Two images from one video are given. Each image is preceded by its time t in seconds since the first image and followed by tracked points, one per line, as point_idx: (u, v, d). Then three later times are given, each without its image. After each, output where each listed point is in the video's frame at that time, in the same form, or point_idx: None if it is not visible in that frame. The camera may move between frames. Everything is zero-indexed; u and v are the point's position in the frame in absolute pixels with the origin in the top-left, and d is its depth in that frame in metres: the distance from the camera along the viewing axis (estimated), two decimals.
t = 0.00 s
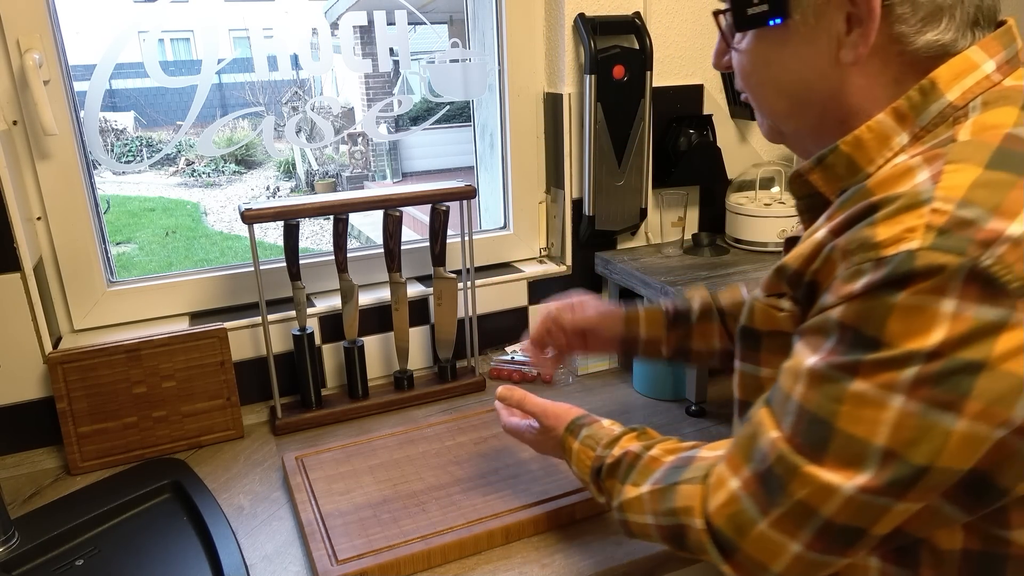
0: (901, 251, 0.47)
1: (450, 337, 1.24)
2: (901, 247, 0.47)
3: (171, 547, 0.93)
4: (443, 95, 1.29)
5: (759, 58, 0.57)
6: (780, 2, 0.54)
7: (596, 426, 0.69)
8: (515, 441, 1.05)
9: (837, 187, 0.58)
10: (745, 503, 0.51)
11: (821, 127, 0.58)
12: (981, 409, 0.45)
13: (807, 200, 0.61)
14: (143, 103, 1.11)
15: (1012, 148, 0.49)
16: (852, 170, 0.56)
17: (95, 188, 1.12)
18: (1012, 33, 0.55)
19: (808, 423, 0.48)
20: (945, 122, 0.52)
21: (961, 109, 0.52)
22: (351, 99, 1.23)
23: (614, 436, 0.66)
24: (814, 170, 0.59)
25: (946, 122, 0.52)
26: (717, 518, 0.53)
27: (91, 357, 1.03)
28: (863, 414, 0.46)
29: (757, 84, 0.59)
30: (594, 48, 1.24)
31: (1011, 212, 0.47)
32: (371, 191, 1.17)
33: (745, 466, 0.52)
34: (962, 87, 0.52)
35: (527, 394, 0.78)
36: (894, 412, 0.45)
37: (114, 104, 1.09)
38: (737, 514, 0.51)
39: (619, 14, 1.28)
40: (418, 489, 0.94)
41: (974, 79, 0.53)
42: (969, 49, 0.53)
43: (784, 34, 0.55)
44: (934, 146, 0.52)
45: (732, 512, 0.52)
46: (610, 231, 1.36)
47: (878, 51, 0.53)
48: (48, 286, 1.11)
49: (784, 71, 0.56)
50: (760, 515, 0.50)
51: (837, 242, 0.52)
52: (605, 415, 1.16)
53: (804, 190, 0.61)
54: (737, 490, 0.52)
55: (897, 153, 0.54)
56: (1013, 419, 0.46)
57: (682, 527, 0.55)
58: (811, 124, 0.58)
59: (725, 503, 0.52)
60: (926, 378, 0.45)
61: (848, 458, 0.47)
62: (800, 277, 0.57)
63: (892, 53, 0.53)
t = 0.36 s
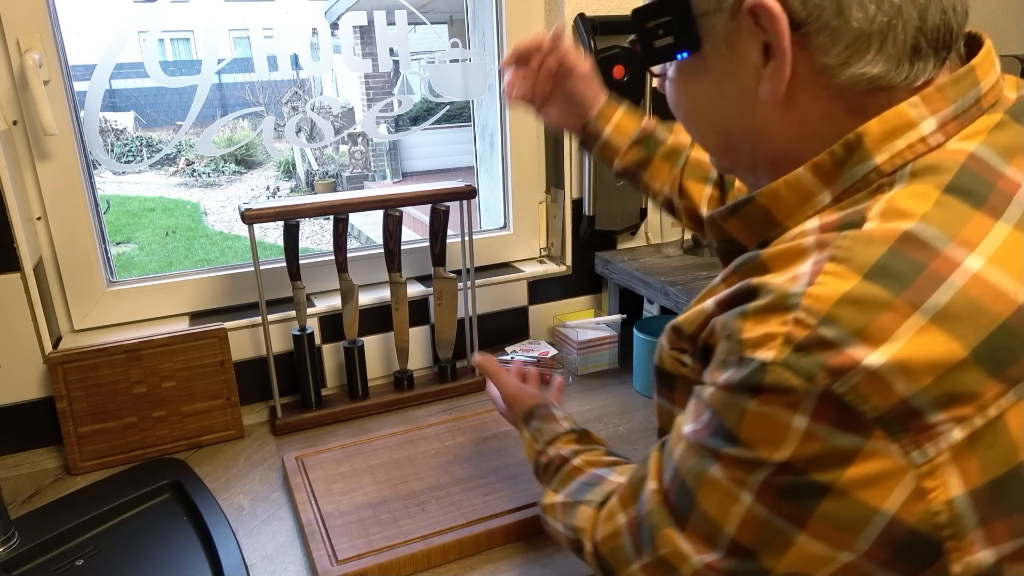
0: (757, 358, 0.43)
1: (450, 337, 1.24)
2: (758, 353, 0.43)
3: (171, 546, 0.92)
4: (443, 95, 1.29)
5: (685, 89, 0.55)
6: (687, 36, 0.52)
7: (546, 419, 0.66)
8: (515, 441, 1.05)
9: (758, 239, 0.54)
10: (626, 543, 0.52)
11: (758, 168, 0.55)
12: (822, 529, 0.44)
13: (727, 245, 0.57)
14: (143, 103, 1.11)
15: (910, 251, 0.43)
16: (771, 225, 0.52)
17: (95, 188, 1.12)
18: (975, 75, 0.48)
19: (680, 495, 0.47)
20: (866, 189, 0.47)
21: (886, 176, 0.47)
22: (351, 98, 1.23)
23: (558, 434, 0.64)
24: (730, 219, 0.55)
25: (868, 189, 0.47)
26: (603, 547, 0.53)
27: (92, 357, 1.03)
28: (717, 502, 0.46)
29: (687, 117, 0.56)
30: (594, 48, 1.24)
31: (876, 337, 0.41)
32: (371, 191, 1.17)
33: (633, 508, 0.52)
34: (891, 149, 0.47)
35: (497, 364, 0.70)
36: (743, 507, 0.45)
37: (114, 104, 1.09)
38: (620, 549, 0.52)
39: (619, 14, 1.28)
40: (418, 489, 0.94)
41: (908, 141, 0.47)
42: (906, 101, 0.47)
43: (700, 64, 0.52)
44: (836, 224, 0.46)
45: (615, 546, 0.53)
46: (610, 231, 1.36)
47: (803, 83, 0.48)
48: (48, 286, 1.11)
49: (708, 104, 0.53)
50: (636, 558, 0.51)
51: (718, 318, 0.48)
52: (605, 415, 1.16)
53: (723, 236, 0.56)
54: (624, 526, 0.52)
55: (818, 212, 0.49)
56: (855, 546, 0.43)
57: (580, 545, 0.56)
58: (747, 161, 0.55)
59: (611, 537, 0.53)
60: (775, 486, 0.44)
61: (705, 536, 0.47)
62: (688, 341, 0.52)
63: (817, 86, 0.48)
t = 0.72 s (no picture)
0: (705, 304, 0.43)
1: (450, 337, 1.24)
2: (706, 299, 0.44)
3: (170, 546, 0.92)
4: (443, 95, 1.29)
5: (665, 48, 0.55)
6: None
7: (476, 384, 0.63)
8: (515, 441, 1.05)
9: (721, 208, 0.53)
10: (539, 507, 0.52)
11: (731, 133, 0.55)
12: (757, 495, 0.44)
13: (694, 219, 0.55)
14: (143, 103, 1.11)
15: (875, 204, 0.43)
16: (737, 193, 0.51)
17: (95, 188, 1.12)
18: (952, 49, 0.49)
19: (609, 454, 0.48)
20: (837, 156, 0.47)
21: (857, 142, 0.46)
22: (351, 98, 1.23)
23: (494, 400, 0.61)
24: (700, 188, 0.53)
25: (838, 156, 0.47)
26: (513, 509, 0.54)
27: (92, 357, 1.03)
28: (649, 461, 0.46)
29: (663, 77, 0.56)
30: (594, 48, 1.24)
31: (832, 284, 0.42)
32: (371, 191, 1.17)
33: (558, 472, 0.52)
34: (864, 114, 0.46)
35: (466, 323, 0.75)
36: (675, 470, 0.45)
37: (114, 104, 1.09)
38: (529, 513, 0.53)
39: (619, 14, 1.28)
40: (417, 489, 0.94)
41: (882, 106, 0.46)
42: (882, 67, 0.47)
43: (680, 18, 0.52)
44: (802, 185, 0.46)
45: (524, 510, 0.53)
46: (610, 231, 1.36)
47: (777, 40, 0.48)
48: (48, 286, 1.11)
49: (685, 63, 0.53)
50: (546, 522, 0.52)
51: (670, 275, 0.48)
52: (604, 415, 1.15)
53: (693, 209, 0.55)
54: (541, 489, 0.53)
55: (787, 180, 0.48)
56: (788, 513, 0.44)
57: (492, 503, 0.56)
58: (717, 127, 0.55)
59: (527, 498, 0.53)
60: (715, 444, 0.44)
61: (627, 501, 0.47)
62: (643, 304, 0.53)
63: (791, 45, 0.48)
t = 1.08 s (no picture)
0: (776, 266, 0.42)
1: (450, 337, 1.24)
2: (774, 262, 0.42)
3: (170, 546, 0.92)
4: (443, 95, 1.29)
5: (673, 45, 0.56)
6: None
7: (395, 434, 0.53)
8: (515, 440, 1.05)
9: (743, 183, 0.54)
10: (613, 548, 0.45)
11: (739, 117, 0.56)
12: (862, 453, 0.40)
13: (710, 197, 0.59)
14: (143, 103, 1.11)
15: (909, 158, 0.44)
16: (756, 167, 0.52)
17: (95, 188, 1.12)
18: (942, 27, 0.51)
19: (684, 458, 0.43)
20: (854, 124, 0.48)
21: (871, 110, 0.48)
22: (351, 98, 1.23)
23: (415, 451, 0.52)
24: (720, 163, 0.55)
25: (855, 124, 0.48)
26: (577, 564, 0.45)
27: (91, 357, 1.03)
28: (738, 450, 0.42)
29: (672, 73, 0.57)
30: (594, 48, 1.24)
31: (898, 230, 0.41)
32: (371, 191, 1.17)
33: (615, 503, 0.46)
34: (876, 86, 0.48)
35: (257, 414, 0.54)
36: (773, 451, 0.41)
37: (114, 104, 1.09)
38: (603, 559, 0.45)
39: (620, 15, 1.28)
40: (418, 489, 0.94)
41: (891, 77, 0.48)
42: (885, 42, 0.49)
43: (687, 14, 0.54)
44: (826, 153, 0.47)
45: (595, 558, 0.45)
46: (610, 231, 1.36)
47: (780, 30, 0.49)
48: (48, 286, 1.11)
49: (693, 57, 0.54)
50: (630, 558, 0.44)
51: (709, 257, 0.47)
52: (605, 415, 1.16)
53: (710, 184, 0.58)
54: (604, 529, 0.45)
55: (804, 152, 0.49)
56: (899, 459, 0.40)
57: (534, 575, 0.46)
58: (727, 114, 0.56)
59: (590, 548, 0.45)
60: (805, 408, 0.40)
61: (724, 498, 0.42)
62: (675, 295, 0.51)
63: (793, 31, 0.49)
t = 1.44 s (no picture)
0: (844, 200, 0.43)
1: (450, 337, 1.24)
2: (840, 198, 0.43)
3: (170, 546, 0.92)
4: (443, 95, 1.29)
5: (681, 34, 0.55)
6: None
7: None
8: (515, 440, 1.05)
9: (730, 171, 0.58)
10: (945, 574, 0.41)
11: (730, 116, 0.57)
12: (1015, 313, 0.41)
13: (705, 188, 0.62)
14: (143, 103, 1.11)
15: (890, 100, 0.47)
16: (741, 153, 0.56)
17: (95, 188, 1.12)
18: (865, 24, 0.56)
19: (923, 422, 0.41)
20: (819, 98, 0.52)
21: (830, 85, 0.52)
22: (351, 98, 1.23)
23: None
24: (708, 156, 0.59)
25: (820, 98, 0.52)
26: None
27: (91, 357, 1.03)
28: (959, 378, 0.40)
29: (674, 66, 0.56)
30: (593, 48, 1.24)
31: (919, 144, 0.44)
32: (371, 191, 1.17)
33: (896, 529, 0.42)
34: (826, 66, 0.52)
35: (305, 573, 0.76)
36: (986, 353, 0.40)
37: (114, 104, 1.10)
38: None
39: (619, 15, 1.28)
40: (418, 489, 0.94)
41: (837, 59, 0.52)
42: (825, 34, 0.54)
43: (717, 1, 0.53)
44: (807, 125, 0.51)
45: None
46: (610, 231, 1.36)
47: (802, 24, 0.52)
48: (48, 286, 1.11)
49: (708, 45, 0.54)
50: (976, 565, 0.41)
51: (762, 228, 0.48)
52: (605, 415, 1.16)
53: (703, 179, 0.61)
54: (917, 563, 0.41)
55: (780, 132, 0.53)
56: None
57: None
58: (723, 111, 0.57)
59: None
60: (983, 301, 0.40)
61: (982, 433, 0.40)
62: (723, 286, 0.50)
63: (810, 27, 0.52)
